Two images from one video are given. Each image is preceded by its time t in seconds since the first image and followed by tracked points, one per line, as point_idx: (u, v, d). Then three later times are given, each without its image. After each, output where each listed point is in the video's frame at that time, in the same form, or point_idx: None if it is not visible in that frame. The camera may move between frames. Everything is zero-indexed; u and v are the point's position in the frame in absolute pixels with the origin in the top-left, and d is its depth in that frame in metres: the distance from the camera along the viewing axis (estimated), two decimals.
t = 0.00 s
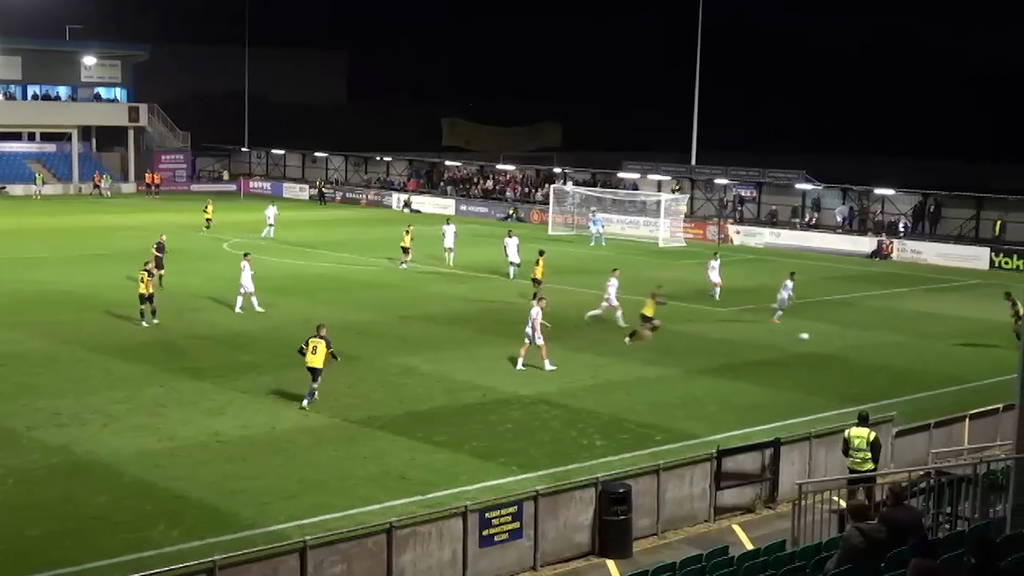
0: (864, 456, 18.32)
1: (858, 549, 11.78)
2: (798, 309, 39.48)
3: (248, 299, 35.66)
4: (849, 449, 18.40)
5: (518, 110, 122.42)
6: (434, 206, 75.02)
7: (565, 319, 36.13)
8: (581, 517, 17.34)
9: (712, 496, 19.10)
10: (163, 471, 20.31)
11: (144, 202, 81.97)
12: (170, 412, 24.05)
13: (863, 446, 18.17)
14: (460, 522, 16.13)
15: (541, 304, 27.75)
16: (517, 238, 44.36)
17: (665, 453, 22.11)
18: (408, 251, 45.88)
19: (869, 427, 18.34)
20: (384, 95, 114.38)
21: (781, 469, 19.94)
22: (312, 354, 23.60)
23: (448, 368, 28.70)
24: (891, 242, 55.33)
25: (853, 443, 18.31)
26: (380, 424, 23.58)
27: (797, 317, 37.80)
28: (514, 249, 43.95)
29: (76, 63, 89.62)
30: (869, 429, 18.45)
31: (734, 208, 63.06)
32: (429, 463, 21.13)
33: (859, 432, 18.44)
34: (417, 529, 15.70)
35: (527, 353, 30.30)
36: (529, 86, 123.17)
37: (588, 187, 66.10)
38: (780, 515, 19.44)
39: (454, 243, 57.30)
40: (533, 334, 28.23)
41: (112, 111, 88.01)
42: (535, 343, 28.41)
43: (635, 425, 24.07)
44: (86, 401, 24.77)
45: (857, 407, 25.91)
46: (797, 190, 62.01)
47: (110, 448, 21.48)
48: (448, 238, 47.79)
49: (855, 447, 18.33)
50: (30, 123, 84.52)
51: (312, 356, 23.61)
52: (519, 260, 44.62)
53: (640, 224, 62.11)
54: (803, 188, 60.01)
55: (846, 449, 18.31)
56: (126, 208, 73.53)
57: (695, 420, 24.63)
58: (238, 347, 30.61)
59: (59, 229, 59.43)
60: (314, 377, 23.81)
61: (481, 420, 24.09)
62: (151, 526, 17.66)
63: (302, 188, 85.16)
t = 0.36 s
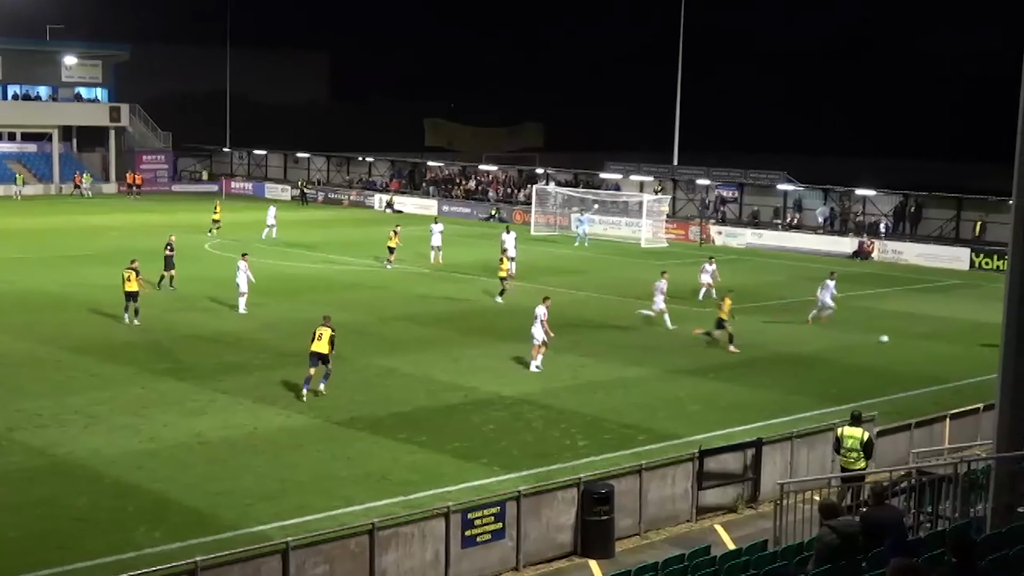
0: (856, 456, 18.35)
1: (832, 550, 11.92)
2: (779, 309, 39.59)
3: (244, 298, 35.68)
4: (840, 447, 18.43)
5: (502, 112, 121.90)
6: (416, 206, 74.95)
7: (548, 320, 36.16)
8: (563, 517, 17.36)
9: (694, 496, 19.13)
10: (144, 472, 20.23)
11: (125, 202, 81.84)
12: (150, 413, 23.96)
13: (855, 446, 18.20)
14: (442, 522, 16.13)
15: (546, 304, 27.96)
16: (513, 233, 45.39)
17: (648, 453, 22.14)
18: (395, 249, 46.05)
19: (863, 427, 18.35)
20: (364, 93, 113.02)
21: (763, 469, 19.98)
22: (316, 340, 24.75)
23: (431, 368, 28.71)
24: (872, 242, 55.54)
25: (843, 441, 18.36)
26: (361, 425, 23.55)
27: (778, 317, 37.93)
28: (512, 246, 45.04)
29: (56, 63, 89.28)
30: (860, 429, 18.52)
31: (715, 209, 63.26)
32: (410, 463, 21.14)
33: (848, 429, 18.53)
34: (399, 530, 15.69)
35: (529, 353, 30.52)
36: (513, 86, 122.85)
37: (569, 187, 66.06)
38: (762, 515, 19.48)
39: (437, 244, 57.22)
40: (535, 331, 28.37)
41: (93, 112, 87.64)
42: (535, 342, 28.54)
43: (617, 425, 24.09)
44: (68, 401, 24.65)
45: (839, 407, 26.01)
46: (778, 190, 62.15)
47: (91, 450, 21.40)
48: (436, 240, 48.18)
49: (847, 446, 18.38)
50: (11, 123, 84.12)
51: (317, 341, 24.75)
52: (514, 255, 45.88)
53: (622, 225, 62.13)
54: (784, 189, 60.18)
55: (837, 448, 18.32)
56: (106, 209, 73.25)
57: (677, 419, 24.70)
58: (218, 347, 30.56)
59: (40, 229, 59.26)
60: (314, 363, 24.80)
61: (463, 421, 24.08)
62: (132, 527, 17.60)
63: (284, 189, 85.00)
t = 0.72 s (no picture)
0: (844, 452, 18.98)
1: (808, 550, 12.07)
2: (762, 310, 39.63)
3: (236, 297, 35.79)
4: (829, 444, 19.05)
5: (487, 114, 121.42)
6: (398, 207, 74.83)
7: (531, 320, 36.17)
8: (546, 518, 17.36)
9: (677, 496, 19.15)
10: (126, 473, 20.17)
11: (105, 202, 81.60)
12: (132, 415, 23.88)
13: (842, 442, 18.84)
14: (425, 523, 16.12)
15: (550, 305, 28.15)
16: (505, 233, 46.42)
17: (631, 454, 22.14)
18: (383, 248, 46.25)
19: (850, 424, 18.98)
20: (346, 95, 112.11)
21: (745, 469, 20.02)
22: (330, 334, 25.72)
23: (414, 369, 28.69)
24: (853, 242, 55.62)
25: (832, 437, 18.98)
26: (344, 426, 23.52)
27: (760, 317, 38.01)
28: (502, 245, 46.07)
29: (37, 63, 89.08)
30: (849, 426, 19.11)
31: (697, 209, 63.49)
32: (394, 464, 21.11)
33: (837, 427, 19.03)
34: (382, 531, 15.67)
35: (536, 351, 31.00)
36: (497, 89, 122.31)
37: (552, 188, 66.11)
38: (745, 515, 19.52)
39: (419, 245, 57.16)
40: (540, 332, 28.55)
41: (74, 112, 87.50)
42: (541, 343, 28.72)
43: (599, 425, 24.11)
44: (50, 403, 24.56)
45: (822, 407, 26.10)
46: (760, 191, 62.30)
47: (73, 452, 21.32)
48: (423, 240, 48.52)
49: (835, 442, 19.00)
50: None
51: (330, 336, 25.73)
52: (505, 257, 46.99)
53: (604, 225, 62.15)
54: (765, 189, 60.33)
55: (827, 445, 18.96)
56: (87, 210, 72.96)
57: (660, 420, 24.74)
58: (200, 347, 30.51)
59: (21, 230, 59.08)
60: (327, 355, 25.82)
61: (446, 421, 24.07)
62: (113, 529, 17.55)
63: (265, 190, 84.75)
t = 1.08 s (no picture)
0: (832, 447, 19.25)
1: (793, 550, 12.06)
2: (747, 310, 39.72)
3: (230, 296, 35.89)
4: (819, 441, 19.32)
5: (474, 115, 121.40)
6: (384, 207, 74.84)
7: (516, 321, 36.21)
8: (532, 519, 17.36)
9: (663, 496, 19.18)
10: (112, 474, 20.12)
11: (90, 202, 81.54)
12: (117, 416, 23.81)
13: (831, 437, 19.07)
14: (412, 524, 16.10)
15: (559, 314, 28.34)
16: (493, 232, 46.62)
17: (617, 454, 22.16)
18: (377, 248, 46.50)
19: (838, 419, 19.25)
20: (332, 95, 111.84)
21: (731, 469, 20.06)
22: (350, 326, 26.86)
23: (400, 370, 28.68)
24: (838, 242, 55.73)
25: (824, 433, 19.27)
26: (330, 427, 23.49)
27: (745, 317, 38.11)
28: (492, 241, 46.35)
29: (21, 63, 88.93)
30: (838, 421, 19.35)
31: (682, 210, 63.76)
32: (381, 465, 21.10)
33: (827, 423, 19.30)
34: (368, 531, 15.65)
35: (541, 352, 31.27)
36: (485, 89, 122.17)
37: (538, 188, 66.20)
38: (730, 515, 19.55)
39: (405, 246, 57.17)
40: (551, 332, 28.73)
41: (59, 112, 87.22)
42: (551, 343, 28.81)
43: (585, 426, 24.13)
44: (34, 404, 24.48)
45: (808, 407, 26.19)
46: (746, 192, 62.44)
47: (57, 453, 21.25)
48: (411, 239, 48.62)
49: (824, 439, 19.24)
50: None
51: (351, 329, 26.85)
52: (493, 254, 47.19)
53: (590, 226, 62.22)
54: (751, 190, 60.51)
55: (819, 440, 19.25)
56: (70, 211, 72.78)
57: (645, 420, 24.77)
58: (185, 348, 30.45)
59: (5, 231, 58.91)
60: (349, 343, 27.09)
61: (432, 422, 24.05)
62: (99, 530, 17.50)
63: (250, 190, 84.70)
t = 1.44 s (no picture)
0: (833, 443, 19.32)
1: (789, 552, 12.04)
2: (742, 311, 39.71)
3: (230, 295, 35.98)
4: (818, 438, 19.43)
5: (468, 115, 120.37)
6: (377, 208, 74.78)
7: (509, 322, 36.22)
8: (526, 520, 17.37)
9: (656, 497, 19.19)
10: (105, 475, 20.11)
11: (82, 203, 81.36)
12: (110, 416, 23.80)
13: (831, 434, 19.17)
14: (405, 525, 16.11)
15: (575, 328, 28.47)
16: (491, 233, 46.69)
17: (611, 455, 22.16)
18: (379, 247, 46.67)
19: (837, 416, 19.30)
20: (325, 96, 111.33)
21: (725, 469, 20.07)
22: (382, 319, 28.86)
23: (393, 370, 28.68)
24: (831, 243, 55.68)
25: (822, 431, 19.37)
26: (324, 428, 23.48)
27: (739, 319, 38.11)
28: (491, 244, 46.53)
29: (14, 64, 88.74)
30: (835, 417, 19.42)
31: (675, 211, 63.81)
32: (375, 465, 21.11)
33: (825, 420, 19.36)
34: (362, 532, 15.65)
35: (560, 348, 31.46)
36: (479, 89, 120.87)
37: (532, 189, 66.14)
38: (724, 515, 19.56)
39: (398, 246, 57.20)
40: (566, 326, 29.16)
41: (52, 112, 86.91)
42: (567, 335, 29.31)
43: (578, 426, 24.13)
44: (27, 405, 24.47)
45: (802, 407, 26.26)
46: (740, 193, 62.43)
47: (50, 453, 21.23)
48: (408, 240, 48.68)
49: (825, 436, 19.33)
50: None
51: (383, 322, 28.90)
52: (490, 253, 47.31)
53: (584, 227, 62.22)
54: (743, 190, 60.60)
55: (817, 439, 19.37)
56: (61, 211, 72.74)
57: (639, 421, 24.78)
58: (180, 348, 30.44)
59: None
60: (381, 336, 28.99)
61: (425, 423, 24.05)
62: (92, 531, 17.50)
63: (244, 191, 84.56)
